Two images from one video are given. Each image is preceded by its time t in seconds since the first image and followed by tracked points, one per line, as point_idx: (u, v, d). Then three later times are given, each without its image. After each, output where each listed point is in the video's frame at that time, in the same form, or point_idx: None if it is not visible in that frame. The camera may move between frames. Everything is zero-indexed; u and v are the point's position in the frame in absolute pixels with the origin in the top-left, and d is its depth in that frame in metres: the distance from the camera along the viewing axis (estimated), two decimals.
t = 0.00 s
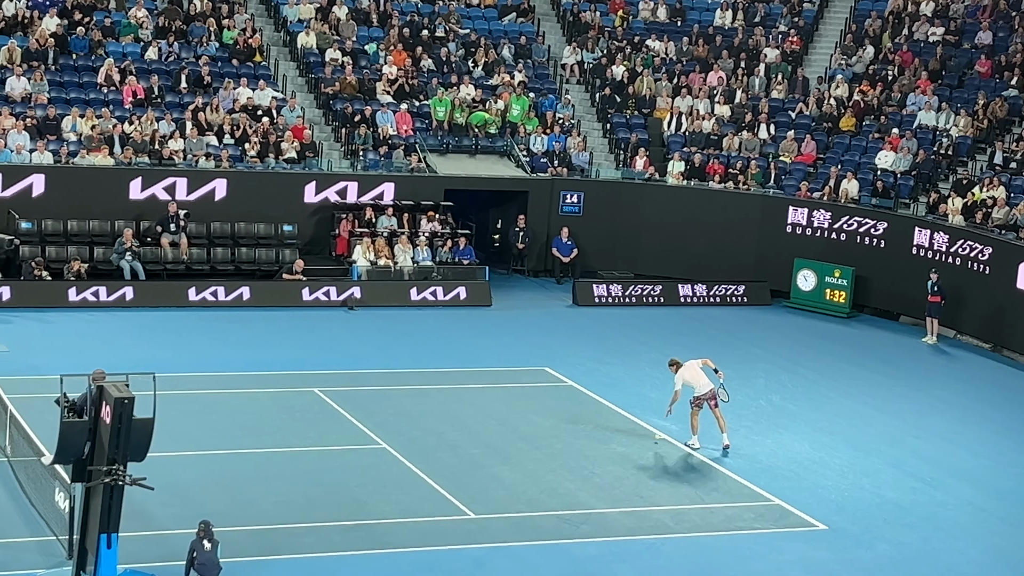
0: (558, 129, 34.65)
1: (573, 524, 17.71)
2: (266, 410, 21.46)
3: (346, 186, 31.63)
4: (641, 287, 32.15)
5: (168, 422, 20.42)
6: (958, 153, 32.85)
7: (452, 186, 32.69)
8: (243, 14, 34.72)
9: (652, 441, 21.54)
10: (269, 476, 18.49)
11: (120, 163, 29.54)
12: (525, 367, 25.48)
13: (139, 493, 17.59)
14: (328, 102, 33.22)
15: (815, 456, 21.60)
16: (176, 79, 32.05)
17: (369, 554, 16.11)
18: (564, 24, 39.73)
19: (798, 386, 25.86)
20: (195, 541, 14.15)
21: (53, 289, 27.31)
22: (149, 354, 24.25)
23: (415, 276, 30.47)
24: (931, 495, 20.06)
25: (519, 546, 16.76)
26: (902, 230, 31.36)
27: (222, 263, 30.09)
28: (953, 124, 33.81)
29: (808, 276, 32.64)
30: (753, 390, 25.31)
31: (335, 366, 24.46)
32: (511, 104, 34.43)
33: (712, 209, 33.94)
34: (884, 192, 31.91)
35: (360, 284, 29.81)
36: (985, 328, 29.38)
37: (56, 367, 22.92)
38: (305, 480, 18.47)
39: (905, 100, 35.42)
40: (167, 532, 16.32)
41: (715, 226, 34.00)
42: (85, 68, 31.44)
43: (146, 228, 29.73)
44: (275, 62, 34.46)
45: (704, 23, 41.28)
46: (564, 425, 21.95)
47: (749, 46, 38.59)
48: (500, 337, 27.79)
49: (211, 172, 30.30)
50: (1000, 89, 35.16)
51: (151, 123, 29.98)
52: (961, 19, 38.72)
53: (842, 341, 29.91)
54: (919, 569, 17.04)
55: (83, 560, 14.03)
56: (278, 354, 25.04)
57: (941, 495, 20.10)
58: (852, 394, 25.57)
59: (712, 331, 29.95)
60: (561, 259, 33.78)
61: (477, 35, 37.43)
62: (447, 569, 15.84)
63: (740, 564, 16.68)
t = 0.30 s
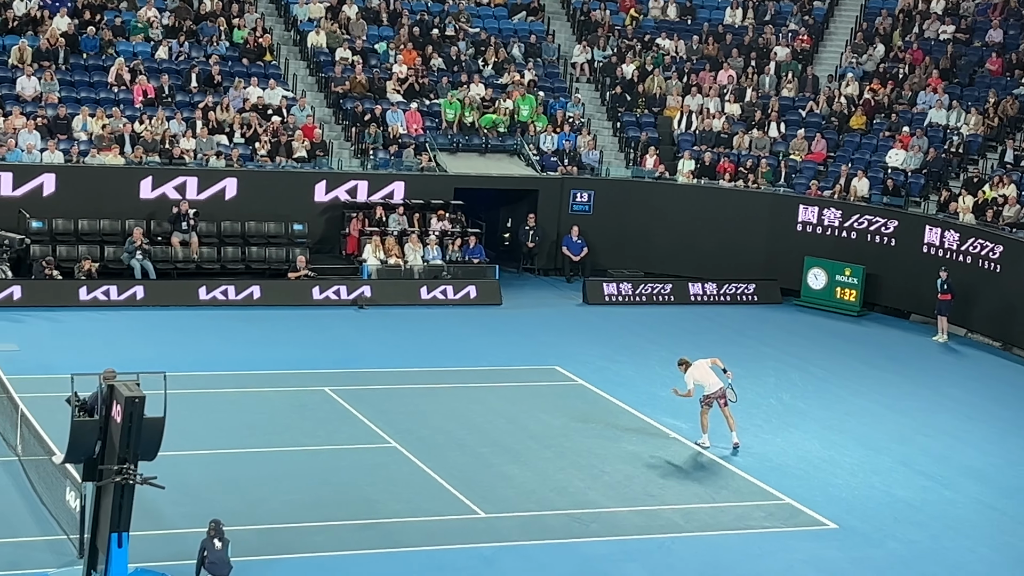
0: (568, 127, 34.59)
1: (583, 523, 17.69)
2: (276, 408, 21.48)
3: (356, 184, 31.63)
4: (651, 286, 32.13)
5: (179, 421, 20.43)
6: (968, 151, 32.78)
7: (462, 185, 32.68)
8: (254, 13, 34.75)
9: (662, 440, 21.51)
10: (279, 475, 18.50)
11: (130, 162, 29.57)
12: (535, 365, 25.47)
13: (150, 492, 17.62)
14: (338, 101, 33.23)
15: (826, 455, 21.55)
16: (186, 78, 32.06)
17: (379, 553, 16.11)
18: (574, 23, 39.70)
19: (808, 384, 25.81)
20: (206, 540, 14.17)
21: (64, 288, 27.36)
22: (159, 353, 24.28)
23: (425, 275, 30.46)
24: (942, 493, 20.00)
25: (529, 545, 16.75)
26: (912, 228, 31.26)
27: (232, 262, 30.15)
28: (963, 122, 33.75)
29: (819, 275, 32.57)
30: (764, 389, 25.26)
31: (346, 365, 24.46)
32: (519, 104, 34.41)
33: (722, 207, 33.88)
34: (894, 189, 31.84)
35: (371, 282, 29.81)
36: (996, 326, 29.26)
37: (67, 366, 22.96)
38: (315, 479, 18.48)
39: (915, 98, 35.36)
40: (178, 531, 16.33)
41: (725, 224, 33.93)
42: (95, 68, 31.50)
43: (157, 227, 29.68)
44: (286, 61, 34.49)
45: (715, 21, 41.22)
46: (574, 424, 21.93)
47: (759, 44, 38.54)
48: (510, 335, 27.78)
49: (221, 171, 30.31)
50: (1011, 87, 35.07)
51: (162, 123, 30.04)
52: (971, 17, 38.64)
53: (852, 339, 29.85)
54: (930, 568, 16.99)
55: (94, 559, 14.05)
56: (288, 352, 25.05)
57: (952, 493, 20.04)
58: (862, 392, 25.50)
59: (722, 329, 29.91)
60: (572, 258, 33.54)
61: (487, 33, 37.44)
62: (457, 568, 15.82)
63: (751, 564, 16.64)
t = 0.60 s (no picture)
0: (580, 126, 34.50)
1: (596, 521, 17.67)
2: (289, 407, 21.52)
3: (369, 183, 31.64)
4: (663, 284, 32.08)
5: (192, 420, 20.46)
6: (982, 149, 32.68)
7: (474, 184, 32.72)
8: (266, 12, 34.78)
9: (675, 438, 21.49)
10: (293, 473, 18.53)
11: (143, 161, 29.63)
12: (548, 364, 25.46)
13: (164, 491, 17.65)
14: (350, 100, 33.27)
15: (839, 453, 21.51)
16: (198, 77, 32.11)
17: (392, 551, 16.12)
18: (586, 22, 39.67)
19: (821, 383, 25.76)
20: (219, 538, 14.19)
21: (77, 287, 27.42)
22: (172, 352, 24.32)
23: (437, 273, 30.42)
24: (956, 492, 19.94)
25: (541, 543, 16.74)
26: (925, 227, 31.17)
27: (246, 261, 30.20)
28: (976, 120, 33.67)
29: (831, 273, 32.53)
30: (777, 387, 25.21)
31: (358, 364, 24.47)
32: (529, 106, 34.42)
33: (735, 205, 33.79)
34: (907, 188, 31.79)
35: (383, 281, 29.81)
36: (1009, 324, 29.14)
37: (81, 365, 23.01)
38: (329, 478, 18.49)
39: (928, 96, 35.31)
40: (191, 530, 16.36)
41: (738, 223, 33.85)
42: (108, 67, 31.56)
43: (171, 226, 29.85)
44: (298, 60, 34.52)
45: (727, 19, 41.16)
46: (586, 422, 21.91)
47: (772, 42, 38.50)
48: (523, 334, 27.78)
49: (234, 170, 30.31)
50: None
51: (174, 123, 30.07)
52: (984, 15, 38.56)
53: (865, 337, 29.78)
54: (945, 566, 16.94)
55: (107, 557, 14.05)
56: (301, 351, 25.08)
57: (966, 491, 19.98)
58: (876, 391, 25.44)
59: (735, 328, 29.87)
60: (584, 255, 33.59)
61: (499, 32, 37.46)
62: (470, 566, 15.82)
63: (765, 562, 16.61)
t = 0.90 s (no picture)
0: (595, 124, 34.43)
1: (611, 520, 17.65)
2: (305, 405, 21.55)
3: (384, 182, 31.68)
4: (679, 283, 32.03)
5: (208, 419, 20.50)
6: (998, 146, 32.55)
7: (489, 182, 32.72)
8: (281, 11, 34.84)
9: (690, 436, 21.45)
10: (309, 472, 18.56)
11: (159, 160, 29.70)
12: (563, 362, 25.44)
13: (180, 489, 17.69)
14: (366, 98, 33.30)
15: (855, 451, 21.44)
16: (214, 76, 32.18)
17: (408, 550, 16.12)
18: (601, 20, 39.62)
19: (837, 381, 25.69)
20: (236, 536, 14.22)
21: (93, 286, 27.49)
22: (188, 350, 24.37)
23: (453, 272, 30.44)
24: (973, 490, 19.85)
25: (557, 541, 16.72)
26: (941, 224, 31.05)
27: (262, 260, 30.13)
28: (992, 117, 33.53)
29: (847, 271, 32.41)
30: (792, 386, 25.14)
31: (374, 363, 24.49)
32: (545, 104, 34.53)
33: (750, 203, 33.72)
34: (923, 185, 31.80)
35: (398, 280, 29.81)
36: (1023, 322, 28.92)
37: (97, 363, 23.08)
38: (345, 477, 18.50)
39: (944, 94, 35.23)
40: (208, 528, 16.39)
41: (753, 220, 33.78)
42: (124, 66, 31.69)
43: (187, 225, 29.80)
44: (313, 59, 34.57)
45: (742, 17, 41.09)
46: (601, 421, 21.88)
47: (787, 40, 38.43)
48: (538, 332, 27.77)
49: (249, 169, 30.38)
50: None
51: (190, 122, 30.07)
52: (1001, 11, 38.41)
53: (881, 335, 29.68)
54: (961, 565, 16.87)
55: (124, 556, 14.07)
56: (316, 350, 25.11)
57: (983, 490, 19.89)
58: (893, 389, 25.35)
59: (751, 326, 29.81)
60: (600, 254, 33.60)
61: (514, 30, 37.49)
62: (486, 564, 15.82)
63: (780, 560, 16.57)
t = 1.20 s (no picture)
0: (612, 122, 34.42)
1: (628, 517, 17.64)
2: (321, 403, 21.57)
3: (400, 179, 31.70)
4: (695, 280, 31.97)
5: (225, 416, 20.54)
6: (1016, 143, 32.42)
7: (506, 179, 32.69)
8: (298, 9, 34.91)
9: (707, 433, 21.41)
10: (325, 469, 18.58)
11: (176, 159, 29.71)
12: (579, 360, 25.42)
13: (197, 487, 17.73)
14: (382, 96, 33.34)
15: (873, 448, 21.38)
16: (230, 74, 32.25)
17: (425, 547, 16.13)
18: (617, 17, 39.56)
19: (854, 378, 25.60)
20: (252, 534, 14.24)
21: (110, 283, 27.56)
22: (205, 348, 24.42)
23: (470, 269, 30.45)
24: (991, 487, 19.78)
25: (573, 539, 16.71)
26: (959, 221, 30.91)
27: (278, 258, 30.23)
28: (1011, 114, 33.28)
29: (865, 268, 32.34)
30: (809, 383, 25.07)
31: (390, 360, 24.51)
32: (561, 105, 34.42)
33: (767, 200, 33.62)
34: (940, 182, 31.61)
35: (415, 278, 29.77)
36: None
37: (115, 361, 23.15)
38: (362, 474, 18.52)
39: (961, 91, 35.13)
40: (225, 525, 16.42)
41: (770, 217, 33.70)
42: (141, 65, 31.80)
43: (204, 223, 29.89)
44: (329, 57, 34.61)
45: (759, 14, 41.03)
46: (618, 418, 21.86)
47: (804, 37, 38.36)
48: (554, 330, 27.75)
49: (266, 167, 30.41)
50: None
51: (207, 119, 30.33)
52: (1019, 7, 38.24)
53: (898, 333, 29.58)
54: (979, 563, 16.80)
55: (141, 553, 14.11)
56: (333, 348, 25.14)
57: (1001, 487, 19.81)
58: (910, 386, 25.27)
59: (767, 323, 29.75)
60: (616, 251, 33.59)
61: (530, 28, 37.50)
62: (502, 562, 15.82)
63: (797, 558, 16.53)
